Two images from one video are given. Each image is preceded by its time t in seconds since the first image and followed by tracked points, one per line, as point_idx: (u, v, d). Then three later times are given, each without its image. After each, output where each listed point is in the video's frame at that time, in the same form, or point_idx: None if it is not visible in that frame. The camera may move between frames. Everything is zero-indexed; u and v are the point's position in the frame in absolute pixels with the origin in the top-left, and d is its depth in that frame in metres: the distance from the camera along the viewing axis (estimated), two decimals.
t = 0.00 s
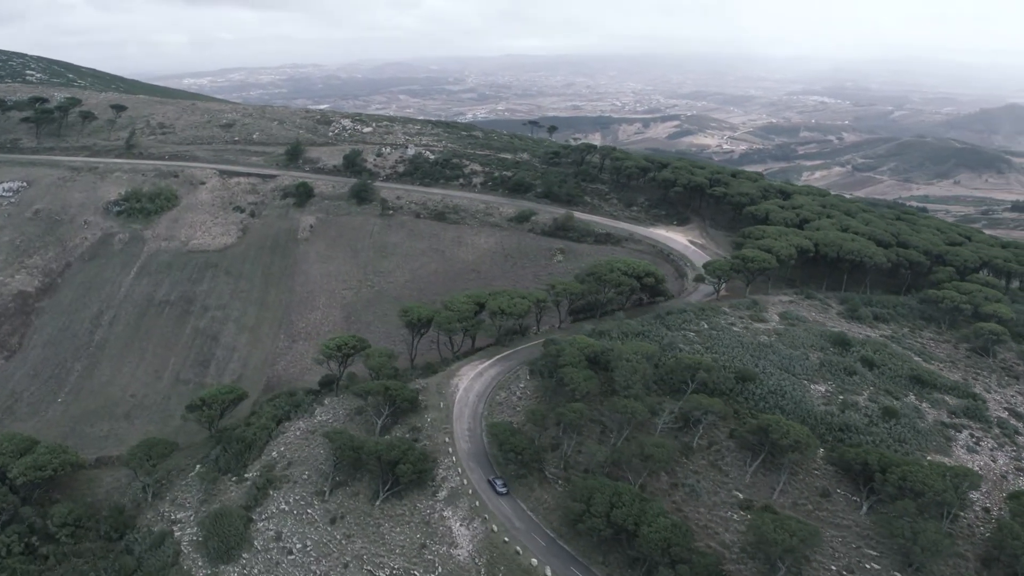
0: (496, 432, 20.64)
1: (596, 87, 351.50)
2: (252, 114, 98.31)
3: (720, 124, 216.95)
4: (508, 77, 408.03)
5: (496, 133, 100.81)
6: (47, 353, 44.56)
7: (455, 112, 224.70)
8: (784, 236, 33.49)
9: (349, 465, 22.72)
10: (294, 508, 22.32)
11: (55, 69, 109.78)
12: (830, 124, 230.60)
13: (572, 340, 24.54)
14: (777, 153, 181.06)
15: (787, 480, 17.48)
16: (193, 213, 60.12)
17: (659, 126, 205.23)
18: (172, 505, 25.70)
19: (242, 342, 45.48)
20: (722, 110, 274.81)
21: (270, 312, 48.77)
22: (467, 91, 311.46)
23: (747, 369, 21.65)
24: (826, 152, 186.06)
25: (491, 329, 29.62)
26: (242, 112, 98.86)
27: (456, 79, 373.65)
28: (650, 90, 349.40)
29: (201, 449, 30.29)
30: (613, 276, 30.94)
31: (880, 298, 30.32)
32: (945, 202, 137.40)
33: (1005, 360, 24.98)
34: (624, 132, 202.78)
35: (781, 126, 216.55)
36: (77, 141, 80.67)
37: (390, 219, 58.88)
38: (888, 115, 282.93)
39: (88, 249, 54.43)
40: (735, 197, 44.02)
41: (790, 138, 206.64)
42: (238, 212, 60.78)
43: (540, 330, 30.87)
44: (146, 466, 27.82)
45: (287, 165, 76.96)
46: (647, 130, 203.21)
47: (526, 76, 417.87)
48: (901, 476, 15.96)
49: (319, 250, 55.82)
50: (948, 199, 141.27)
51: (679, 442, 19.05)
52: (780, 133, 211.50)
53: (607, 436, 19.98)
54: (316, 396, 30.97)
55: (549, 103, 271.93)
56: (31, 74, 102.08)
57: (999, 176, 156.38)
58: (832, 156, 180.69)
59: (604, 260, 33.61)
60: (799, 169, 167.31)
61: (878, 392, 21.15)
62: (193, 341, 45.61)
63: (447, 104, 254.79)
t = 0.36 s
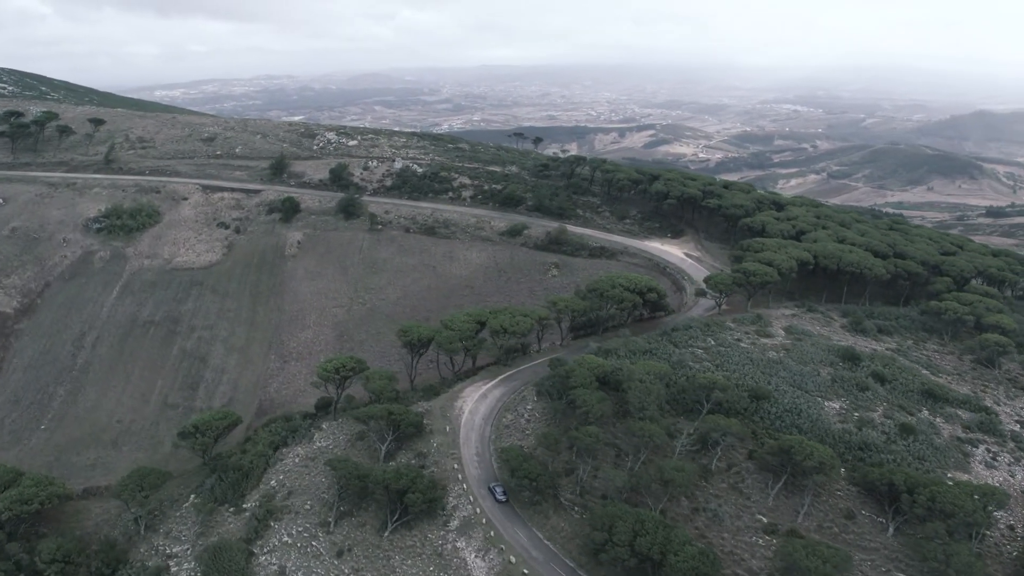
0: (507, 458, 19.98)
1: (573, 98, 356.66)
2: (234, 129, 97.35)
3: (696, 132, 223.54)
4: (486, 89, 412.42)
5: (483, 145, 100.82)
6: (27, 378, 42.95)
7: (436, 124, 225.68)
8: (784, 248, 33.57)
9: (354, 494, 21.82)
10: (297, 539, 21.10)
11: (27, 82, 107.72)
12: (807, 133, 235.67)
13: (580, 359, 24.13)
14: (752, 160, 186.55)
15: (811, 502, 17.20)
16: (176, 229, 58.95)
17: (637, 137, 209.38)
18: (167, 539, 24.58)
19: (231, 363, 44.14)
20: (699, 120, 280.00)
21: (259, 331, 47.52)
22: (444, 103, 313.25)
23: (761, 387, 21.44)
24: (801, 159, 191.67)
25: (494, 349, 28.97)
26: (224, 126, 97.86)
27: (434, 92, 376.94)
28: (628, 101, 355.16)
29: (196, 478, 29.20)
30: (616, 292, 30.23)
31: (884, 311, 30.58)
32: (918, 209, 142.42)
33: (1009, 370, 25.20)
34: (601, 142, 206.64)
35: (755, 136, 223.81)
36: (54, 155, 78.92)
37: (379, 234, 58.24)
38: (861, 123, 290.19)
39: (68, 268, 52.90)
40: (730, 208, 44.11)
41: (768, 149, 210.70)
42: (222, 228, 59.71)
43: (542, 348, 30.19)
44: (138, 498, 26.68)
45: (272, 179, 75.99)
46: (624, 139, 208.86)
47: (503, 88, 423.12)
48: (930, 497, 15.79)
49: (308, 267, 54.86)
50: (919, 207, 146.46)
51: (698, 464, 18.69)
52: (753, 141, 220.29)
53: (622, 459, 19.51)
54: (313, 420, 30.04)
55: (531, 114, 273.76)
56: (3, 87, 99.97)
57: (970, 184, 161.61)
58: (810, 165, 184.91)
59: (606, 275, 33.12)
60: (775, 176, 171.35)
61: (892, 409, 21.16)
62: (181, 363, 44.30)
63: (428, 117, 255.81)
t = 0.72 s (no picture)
0: (524, 484, 19.35)
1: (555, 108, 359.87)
2: (218, 142, 96.20)
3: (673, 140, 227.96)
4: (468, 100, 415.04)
5: (472, 157, 100.76)
6: (9, 402, 41.43)
7: (420, 134, 225.76)
8: (787, 260, 33.53)
9: (363, 524, 20.95)
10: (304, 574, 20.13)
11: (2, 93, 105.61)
12: (788, 141, 239.79)
13: (592, 377, 23.72)
14: (729, 166, 191.24)
15: (840, 524, 16.95)
16: (161, 244, 57.79)
17: (619, 146, 212.11)
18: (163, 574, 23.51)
19: (223, 384, 42.84)
20: (681, 130, 283.55)
21: (250, 350, 46.34)
22: (427, 114, 313.92)
23: (777, 405, 21.25)
24: (779, 167, 196.39)
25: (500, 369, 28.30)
26: (208, 139, 96.74)
27: (415, 102, 377.61)
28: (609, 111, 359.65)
29: (192, 507, 28.13)
30: (622, 308, 29.70)
31: (890, 323, 30.76)
32: (896, 216, 146.27)
33: (1018, 382, 25.42)
34: (580, 150, 209.59)
35: (732, 146, 229.42)
36: (32, 169, 77.21)
37: (371, 248, 57.65)
38: (839, 131, 296.01)
39: (49, 286, 51.49)
40: (728, 219, 44.08)
41: (751, 157, 213.96)
42: (209, 243, 58.65)
43: (548, 366, 29.56)
44: (132, 530, 25.56)
45: (259, 193, 74.97)
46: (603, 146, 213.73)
47: (485, 98, 426.62)
48: (963, 519, 15.63)
49: (299, 283, 53.95)
50: (898, 213, 150.19)
51: (721, 487, 18.36)
52: (728, 148, 228.22)
53: (642, 483, 19.07)
54: (313, 444, 29.16)
55: (516, 124, 274.89)
56: None
57: (946, 190, 165.99)
58: (791, 174, 188.35)
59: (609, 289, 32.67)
60: (755, 183, 174.33)
61: (909, 425, 21.14)
62: (170, 384, 43.01)
63: (413, 127, 255.65)
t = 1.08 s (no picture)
0: (545, 510, 18.80)
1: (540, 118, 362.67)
2: (206, 154, 95.12)
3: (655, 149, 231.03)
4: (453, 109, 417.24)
5: (464, 167, 100.65)
6: None
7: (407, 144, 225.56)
8: (794, 273, 33.48)
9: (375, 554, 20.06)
10: None
11: None
12: (772, 149, 243.29)
13: (608, 397, 23.33)
14: (712, 174, 194.52)
15: (872, 548, 16.62)
16: (149, 259, 56.66)
17: (607, 155, 213.58)
18: None
19: (218, 405, 41.63)
20: (666, 138, 286.25)
21: (245, 368, 45.25)
22: (413, 123, 314.26)
23: (799, 424, 21.08)
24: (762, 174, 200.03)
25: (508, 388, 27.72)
26: (195, 151, 95.75)
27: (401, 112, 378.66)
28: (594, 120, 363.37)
29: (192, 537, 27.12)
30: (631, 324, 29.29)
31: (899, 335, 30.93)
32: (880, 222, 148.86)
33: None
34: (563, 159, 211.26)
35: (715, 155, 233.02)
36: (14, 182, 75.64)
37: (366, 262, 57.07)
38: (822, 138, 300.68)
39: (34, 303, 50.17)
40: (729, 230, 44.08)
41: (737, 165, 216.61)
42: (199, 257, 57.63)
43: (557, 383, 29.01)
44: (129, 562, 24.49)
45: (249, 205, 73.97)
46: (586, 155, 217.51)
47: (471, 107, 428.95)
48: (1000, 541, 15.38)
49: (293, 298, 53.04)
50: (882, 219, 152.94)
51: (748, 512, 17.97)
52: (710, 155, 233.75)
53: (667, 508, 18.61)
54: (317, 469, 28.31)
55: (504, 133, 275.67)
56: None
57: (927, 197, 169.54)
58: (775, 181, 191.23)
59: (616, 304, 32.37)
60: (735, 191, 177.12)
61: (930, 442, 21.00)
62: (163, 405, 41.83)
63: (399, 137, 255.41)
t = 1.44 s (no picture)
0: (568, 536, 18.14)
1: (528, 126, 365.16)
2: (195, 165, 93.99)
3: (639, 157, 233.65)
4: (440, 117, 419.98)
5: (457, 177, 100.30)
6: None
7: (396, 153, 225.34)
8: (803, 284, 33.36)
9: None
10: None
11: None
12: (758, 156, 246.00)
13: (626, 417, 22.90)
14: (698, 182, 196.68)
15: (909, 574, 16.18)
16: (138, 274, 55.46)
17: (595, 163, 214.57)
18: None
19: (214, 427, 40.47)
20: (654, 146, 288.61)
21: (241, 387, 44.16)
22: (401, 133, 314.51)
23: (823, 442, 20.75)
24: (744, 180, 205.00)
25: (520, 407, 27.14)
26: (184, 162, 94.66)
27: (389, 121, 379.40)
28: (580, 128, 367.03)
29: (194, 570, 26.07)
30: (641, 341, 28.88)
31: (910, 347, 30.82)
32: (865, 227, 150.85)
33: None
34: (546, 165, 213.12)
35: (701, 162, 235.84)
36: None
37: (363, 275, 56.32)
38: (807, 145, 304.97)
39: (20, 321, 48.85)
40: (732, 241, 44.04)
41: (723, 172, 218.72)
42: (190, 272, 56.50)
43: (568, 402, 28.47)
44: None
45: (241, 217, 72.90)
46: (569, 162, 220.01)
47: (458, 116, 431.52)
48: None
49: (289, 314, 52.07)
50: (867, 224, 155.02)
51: (779, 537, 17.48)
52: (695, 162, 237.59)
53: (694, 533, 18.03)
54: (322, 495, 27.42)
55: (493, 142, 276.30)
56: None
57: (911, 202, 172.23)
58: (760, 188, 193.62)
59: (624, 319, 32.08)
60: (716, 197, 179.41)
61: (954, 460, 20.74)
62: (157, 427, 40.67)
63: (387, 146, 255.11)
